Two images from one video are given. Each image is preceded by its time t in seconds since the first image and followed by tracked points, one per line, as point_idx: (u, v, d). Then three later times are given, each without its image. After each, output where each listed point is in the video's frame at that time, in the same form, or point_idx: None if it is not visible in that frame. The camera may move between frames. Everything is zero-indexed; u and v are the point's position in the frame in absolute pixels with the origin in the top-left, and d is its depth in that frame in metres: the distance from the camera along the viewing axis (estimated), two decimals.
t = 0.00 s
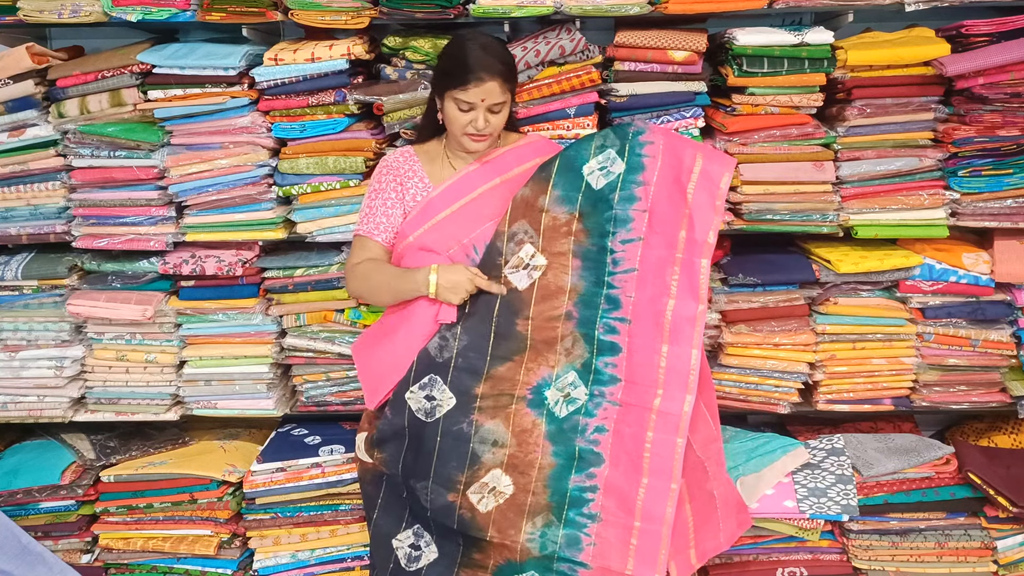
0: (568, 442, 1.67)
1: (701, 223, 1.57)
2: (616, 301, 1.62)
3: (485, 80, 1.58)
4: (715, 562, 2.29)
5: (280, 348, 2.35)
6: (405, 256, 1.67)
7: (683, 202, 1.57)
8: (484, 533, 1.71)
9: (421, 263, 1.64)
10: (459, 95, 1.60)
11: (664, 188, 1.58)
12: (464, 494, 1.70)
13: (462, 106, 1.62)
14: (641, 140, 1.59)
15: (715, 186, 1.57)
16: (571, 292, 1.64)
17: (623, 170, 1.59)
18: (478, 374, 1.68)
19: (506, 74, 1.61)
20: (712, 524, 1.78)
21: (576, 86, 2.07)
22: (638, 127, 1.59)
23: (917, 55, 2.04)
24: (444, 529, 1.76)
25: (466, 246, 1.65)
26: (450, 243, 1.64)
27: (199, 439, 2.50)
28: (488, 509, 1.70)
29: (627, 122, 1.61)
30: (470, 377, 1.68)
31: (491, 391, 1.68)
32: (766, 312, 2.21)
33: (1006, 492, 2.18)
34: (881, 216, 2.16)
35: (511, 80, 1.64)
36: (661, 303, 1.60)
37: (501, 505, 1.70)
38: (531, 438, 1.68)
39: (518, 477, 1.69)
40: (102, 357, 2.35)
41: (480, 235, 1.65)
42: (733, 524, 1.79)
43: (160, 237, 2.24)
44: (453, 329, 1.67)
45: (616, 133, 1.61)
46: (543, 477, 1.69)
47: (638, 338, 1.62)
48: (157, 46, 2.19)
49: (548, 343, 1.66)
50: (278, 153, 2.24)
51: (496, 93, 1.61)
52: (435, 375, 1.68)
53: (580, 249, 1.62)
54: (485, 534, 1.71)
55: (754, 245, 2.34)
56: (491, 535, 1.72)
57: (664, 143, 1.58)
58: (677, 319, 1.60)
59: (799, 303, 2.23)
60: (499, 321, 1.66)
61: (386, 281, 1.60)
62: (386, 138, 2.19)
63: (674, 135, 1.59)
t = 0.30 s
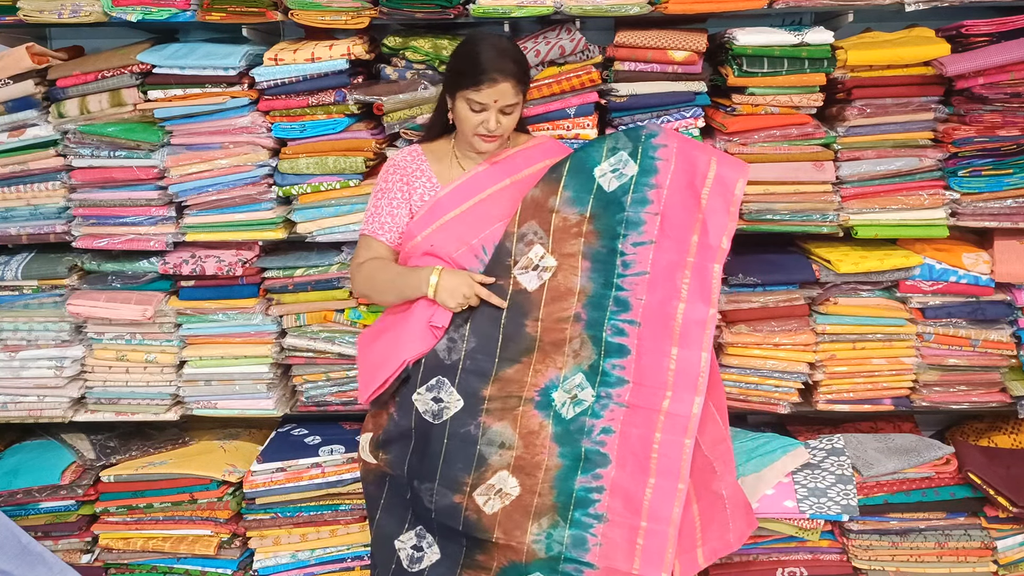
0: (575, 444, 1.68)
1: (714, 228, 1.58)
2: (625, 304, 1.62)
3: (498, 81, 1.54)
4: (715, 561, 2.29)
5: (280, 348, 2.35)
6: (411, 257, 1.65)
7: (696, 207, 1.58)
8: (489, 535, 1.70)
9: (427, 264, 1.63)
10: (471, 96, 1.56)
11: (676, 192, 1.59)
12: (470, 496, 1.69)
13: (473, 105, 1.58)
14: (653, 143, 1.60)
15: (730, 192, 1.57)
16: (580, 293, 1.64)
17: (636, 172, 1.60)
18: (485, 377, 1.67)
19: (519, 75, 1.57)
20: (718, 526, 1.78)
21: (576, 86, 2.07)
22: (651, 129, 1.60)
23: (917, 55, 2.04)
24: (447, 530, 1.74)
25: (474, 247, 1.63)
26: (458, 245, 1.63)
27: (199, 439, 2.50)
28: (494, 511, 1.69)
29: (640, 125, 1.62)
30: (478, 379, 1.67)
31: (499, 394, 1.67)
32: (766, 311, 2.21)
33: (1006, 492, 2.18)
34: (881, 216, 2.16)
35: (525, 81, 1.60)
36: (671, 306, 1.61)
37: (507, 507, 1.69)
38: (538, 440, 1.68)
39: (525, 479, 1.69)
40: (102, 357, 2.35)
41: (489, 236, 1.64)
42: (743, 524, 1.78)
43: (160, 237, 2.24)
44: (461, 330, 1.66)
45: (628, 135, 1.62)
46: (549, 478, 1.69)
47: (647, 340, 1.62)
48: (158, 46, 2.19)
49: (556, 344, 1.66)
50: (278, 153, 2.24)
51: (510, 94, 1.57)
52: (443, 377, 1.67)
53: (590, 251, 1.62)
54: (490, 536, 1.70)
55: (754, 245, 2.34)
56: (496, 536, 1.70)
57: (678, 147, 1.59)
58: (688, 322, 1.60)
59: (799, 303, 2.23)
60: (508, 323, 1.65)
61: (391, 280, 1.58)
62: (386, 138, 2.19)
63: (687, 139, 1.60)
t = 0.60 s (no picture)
0: (589, 447, 1.67)
1: (733, 230, 1.55)
2: (641, 306, 1.61)
3: (514, 67, 1.60)
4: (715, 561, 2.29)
5: (280, 348, 2.35)
6: (425, 257, 1.67)
7: (715, 208, 1.56)
8: (500, 539, 1.70)
9: (440, 264, 1.64)
10: (486, 83, 1.63)
11: (695, 192, 1.57)
12: (481, 499, 1.69)
13: (489, 94, 1.64)
14: (672, 142, 1.59)
15: (750, 192, 1.55)
16: (595, 295, 1.63)
17: (654, 172, 1.59)
18: (497, 380, 1.67)
19: (535, 63, 1.63)
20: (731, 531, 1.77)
21: (576, 86, 2.07)
22: (670, 128, 1.59)
23: (917, 55, 2.04)
24: (456, 534, 1.75)
25: (488, 245, 1.64)
26: (471, 243, 1.63)
27: (199, 439, 2.50)
28: (506, 515, 1.69)
29: (658, 124, 1.61)
30: (489, 382, 1.67)
31: (511, 397, 1.67)
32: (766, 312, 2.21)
33: (1006, 492, 2.18)
34: (881, 216, 2.16)
35: (541, 71, 1.66)
36: (688, 309, 1.59)
37: (519, 511, 1.70)
38: (550, 443, 1.68)
39: (537, 483, 1.69)
40: (102, 357, 2.35)
41: (504, 235, 1.65)
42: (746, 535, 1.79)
43: (160, 237, 2.24)
44: (473, 332, 1.67)
45: (646, 135, 1.61)
46: (562, 482, 1.68)
47: (663, 343, 1.61)
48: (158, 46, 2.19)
49: (569, 346, 1.66)
50: (278, 153, 2.24)
51: (525, 80, 1.62)
52: (454, 379, 1.67)
53: (606, 251, 1.62)
54: (501, 540, 1.71)
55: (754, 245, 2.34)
56: (507, 540, 1.71)
57: (697, 146, 1.57)
58: (705, 326, 1.59)
59: (799, 303, 2.22)
60: (520, 324, 1.65)
61: (402, 280, 1.63)
62: (386, 138, 2.20)
63: (708, 138, 1.58)
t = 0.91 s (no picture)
0: (606, 454, 1.61)
1: (758, 230, 1.48)
2: (661, 308, 1.54)
3: (523, 57, 1.61)
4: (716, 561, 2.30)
5: (280, 348, 2.35)
6: (443, 257, 1.67)
7: (740, 207, 1.48)
8: (516, 545, 1.67)
9: (456, 264, 1.64)
10: (497, 78, 1.63)
11: (719, 191, 1.50)
12: (496, 504, 1.65)
13: (501, 88, 1.64)
14: (696, 140, 1.52)
15: (775, 191, 1.47)
16: (614, 296, 1.56)
17: (676, 171, 1.51)
18: (512, 382, 1.62)
19: (548, 55, 1.63)
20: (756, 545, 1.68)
21: (576, 86, 2.07)
22: (694, 127, 1.53)
23: (918, 55, 2.04)
24: (473, 539, 1.72)
25: (505, 245, 1.61)
26: (488, 242, 1.61)
27: (199, 439, 2.50)
28: (521, 521, 1.66)
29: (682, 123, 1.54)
30: (504, 384, 1.62)
31: (526, 400, 1.63)
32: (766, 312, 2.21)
33: (1006, 492, 2.18)
34: (880, 216, 2.16)
35: (555, 63, 1.65)
36: (711, 312, 1.51)
37: (534, 517, 1.65)
38: (567, 448, 1.63)
39: (553, 489, 1.64)
40: (102, 357, 2.35)
41: (522, 234, 1.61)
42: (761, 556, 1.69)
43: (160, 237, 2.24)
44: (488, 333, 1.63)
45: (669, 133, 1.54)
46: (579, 489, 1.63)
47: (684, 348, 1.54)
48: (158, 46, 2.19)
49: (587, 349, 1.60)
50: (278, 153, 2.24)
51: (535, 70, 1.62)
52: (468, 380, 1.63)
53: (626, 251, 1.54)
54: (517, 546, 1.67)
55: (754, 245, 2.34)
56: (523, 547, 1.67)
57: (721, 145, 1.50)
58: (728, 329, 1.51)
59: (799, 303, 2.22)
60: (536, 326, 1.60)
61: (421, 280, 1.62)
62: (385, 138, 2.20)
63: (732, 137, 1.51)
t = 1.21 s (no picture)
0: (620, 459, 1.60)
1: (781, 237, 1.49)
2: (680, 314, 1.54)
3: (539, 52, 1.66)
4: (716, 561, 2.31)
5: (280, 348, 2.35)
6: (462, 256, 1.68)
7: (763, 212, 1.50)
8: (527, 549, 1.66)
9: (474, 263, 1.65)
10: (515, 73, 1.68)
11: (743, 196, 1.51)
12: (507, 506, 1.65)
13: (519, 84, 1.69)
14: (720, 143, 1.53)
15: (800, 197, 1.49)
16: (632, 300, 1.56)
17: (700, 173, 1.53)
18: (526, 384, 1.61)
19: (566, 51, 1.67)
20: (769, 559, 1.66)
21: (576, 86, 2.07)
22: (718, 130, 1.54)
23: (917, 55, 2.04)
24: (484, 541, 1.70)
25: (523, 245, 1.61)
26: (507, 242, 1.62)
27: (199, 439, 2.51)
28: (532, 524, 1.64)
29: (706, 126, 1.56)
30: (518, 386, 1.61)
31: (540, 402, 1.61)
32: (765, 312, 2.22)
33: (1006, 492, 2.18)
34: (880, 216, 2.16)
35: (573, 60, 1.69)
36: (731, 319, 1.52)
37: (546, 521, 1.64)
38: (580, 453, 1.62)
39: (565, 493, 1.63)
40: (102, 357, 2.36)
41: (539, 236, 1.61)
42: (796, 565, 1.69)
43: (160, 237, 2.24)
44: (503, 333, 1.61)
45: (693, 135, 1.55)
46: (591, 494, 1.62)
47: (703, 355, 1.54)
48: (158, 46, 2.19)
49: (603, 353, 1.58)
50: (278, 153, 2.24)
51: (553, 66, 1.66)
52: (482, 382, 1.62)
53: (646, 255, 1.54)
54: (527, 550, 1.66)
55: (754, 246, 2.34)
56: (534, 551, 1.66)
57: (746, 147, 1.52)
58: (748, 337, 1.51)
59: (799, 303, 2.23)
60: (553, 328, 1.59)
61: (439, 279, 1.63)
62: (386, 138, 2.20)
63: (758, 139, 1.53)
